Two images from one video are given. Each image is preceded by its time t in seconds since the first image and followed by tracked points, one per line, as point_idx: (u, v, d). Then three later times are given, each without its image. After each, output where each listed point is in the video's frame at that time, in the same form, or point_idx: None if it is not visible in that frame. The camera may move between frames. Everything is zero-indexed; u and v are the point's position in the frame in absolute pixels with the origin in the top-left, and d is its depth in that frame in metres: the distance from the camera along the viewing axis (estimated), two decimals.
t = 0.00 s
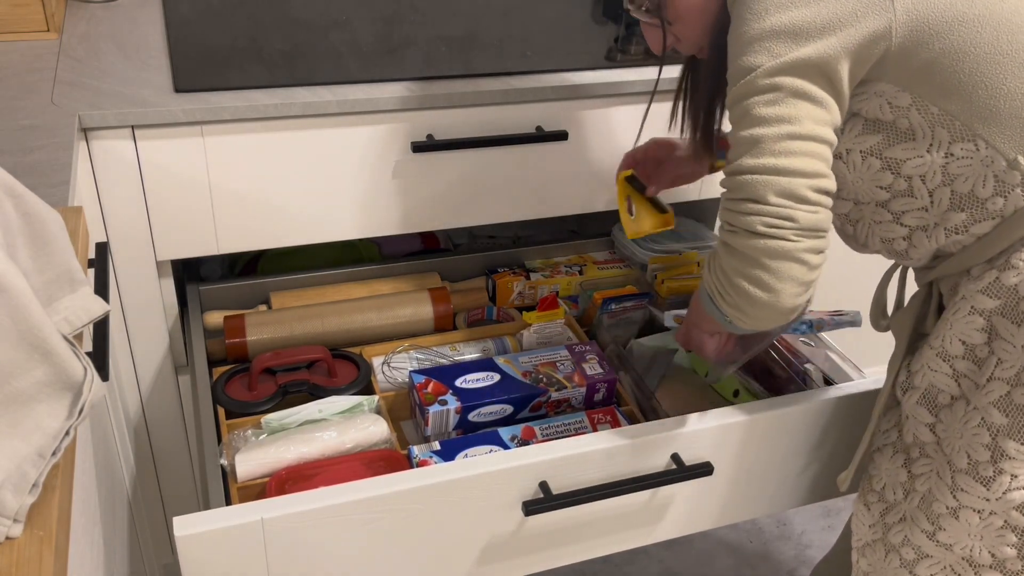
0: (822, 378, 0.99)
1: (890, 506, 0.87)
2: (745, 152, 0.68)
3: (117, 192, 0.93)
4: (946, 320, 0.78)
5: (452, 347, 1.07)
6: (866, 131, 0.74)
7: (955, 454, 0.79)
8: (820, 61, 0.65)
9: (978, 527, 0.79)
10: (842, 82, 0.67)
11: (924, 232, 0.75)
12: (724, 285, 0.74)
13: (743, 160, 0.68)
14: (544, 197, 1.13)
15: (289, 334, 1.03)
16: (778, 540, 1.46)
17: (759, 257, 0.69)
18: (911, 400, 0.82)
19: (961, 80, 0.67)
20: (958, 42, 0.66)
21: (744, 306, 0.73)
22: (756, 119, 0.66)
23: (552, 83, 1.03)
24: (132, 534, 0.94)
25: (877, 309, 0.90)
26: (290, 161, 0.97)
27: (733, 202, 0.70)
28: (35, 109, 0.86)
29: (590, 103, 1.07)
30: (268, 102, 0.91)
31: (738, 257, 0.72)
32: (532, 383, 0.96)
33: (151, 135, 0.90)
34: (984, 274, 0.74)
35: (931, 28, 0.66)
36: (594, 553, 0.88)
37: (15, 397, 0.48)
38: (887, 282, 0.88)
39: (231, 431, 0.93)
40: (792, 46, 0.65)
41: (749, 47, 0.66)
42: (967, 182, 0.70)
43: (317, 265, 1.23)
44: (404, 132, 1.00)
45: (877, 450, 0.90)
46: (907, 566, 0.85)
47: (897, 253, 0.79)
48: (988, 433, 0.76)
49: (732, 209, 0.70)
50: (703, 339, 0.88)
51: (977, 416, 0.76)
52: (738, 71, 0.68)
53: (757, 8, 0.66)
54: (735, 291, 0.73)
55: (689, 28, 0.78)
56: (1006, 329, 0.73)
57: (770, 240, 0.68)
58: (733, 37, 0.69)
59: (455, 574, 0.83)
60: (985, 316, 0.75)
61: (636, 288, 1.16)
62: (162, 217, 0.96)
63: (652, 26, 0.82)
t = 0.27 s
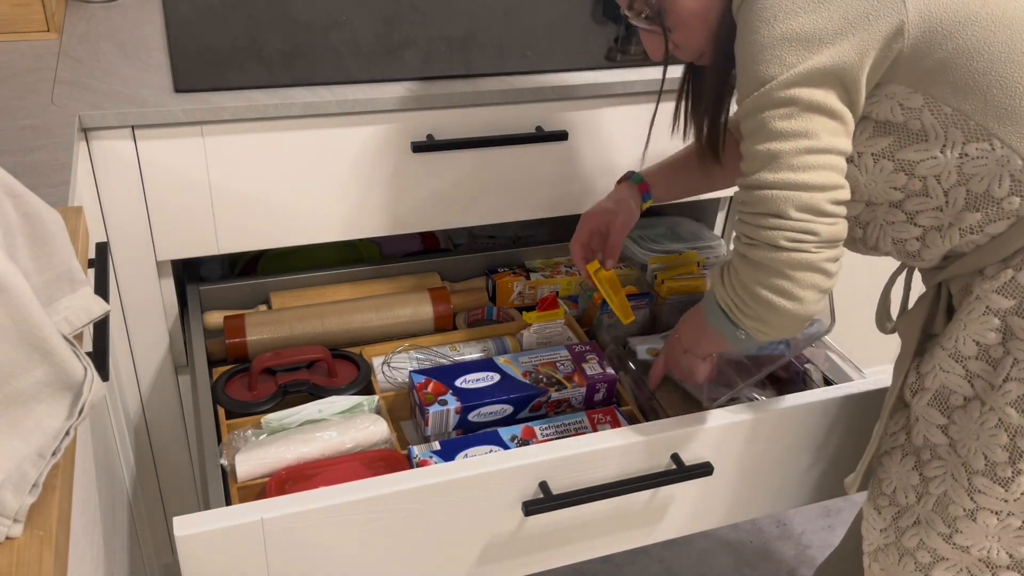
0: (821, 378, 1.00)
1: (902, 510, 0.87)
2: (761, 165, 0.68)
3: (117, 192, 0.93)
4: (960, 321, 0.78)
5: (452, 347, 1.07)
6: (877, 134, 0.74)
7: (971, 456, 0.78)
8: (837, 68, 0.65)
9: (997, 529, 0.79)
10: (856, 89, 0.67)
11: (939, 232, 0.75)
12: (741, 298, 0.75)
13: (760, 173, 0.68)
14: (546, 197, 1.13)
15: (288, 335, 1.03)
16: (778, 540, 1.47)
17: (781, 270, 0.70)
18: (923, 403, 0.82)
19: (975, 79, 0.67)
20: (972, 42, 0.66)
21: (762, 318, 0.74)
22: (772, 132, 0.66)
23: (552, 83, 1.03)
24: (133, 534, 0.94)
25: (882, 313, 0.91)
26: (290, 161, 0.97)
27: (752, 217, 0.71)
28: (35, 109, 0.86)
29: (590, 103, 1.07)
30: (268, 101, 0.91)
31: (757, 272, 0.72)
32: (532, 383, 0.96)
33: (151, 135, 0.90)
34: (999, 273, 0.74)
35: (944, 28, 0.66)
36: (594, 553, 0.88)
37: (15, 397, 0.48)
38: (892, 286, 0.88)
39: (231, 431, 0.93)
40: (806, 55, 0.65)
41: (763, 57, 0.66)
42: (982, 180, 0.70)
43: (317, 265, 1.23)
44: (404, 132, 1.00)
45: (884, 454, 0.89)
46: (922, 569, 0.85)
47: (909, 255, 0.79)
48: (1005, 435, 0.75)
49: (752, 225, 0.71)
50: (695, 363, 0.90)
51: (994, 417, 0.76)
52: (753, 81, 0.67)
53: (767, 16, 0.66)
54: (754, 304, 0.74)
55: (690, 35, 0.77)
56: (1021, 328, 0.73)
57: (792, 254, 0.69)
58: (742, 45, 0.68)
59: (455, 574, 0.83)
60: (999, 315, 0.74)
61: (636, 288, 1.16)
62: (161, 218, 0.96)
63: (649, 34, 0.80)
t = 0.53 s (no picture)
0: (821, 378, 1.00)
1: (908, 514, 0.87)
2: (744, 173, 0.69)
3: (116, 192, 0.93)
4: (963, 325, 0.78)
5: (452, 347, 1.07)
6: (874, 139, 0.73)
7: (977, 459, 0.78)
8: (830, 74, 0.65)
9: (1004, 532, 0.79)
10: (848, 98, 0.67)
11: (938, 237, 0.75)
12: (717, 301, 0.76)
13: (744, 181, 0.68)
14: (545, 198, 1.13)
15: (288, 335, 1.03)
16: (778, 540, 1.47)
17: (755, 279, 0.71)
18: (927, 407, 0.82)
19: (974, 85, 0.67)
20: (972, 47, 0.66)
21: (736, 323, 0.75)
22: (757, 141, 0.67)
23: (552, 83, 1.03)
24: (133, 534, 0.94)
25: (880, 318, 0.91)
26: (290, 161, 0.97)
27: (732, 224, 0.71)
28: (35, 109, 0.86)
29: (590, 103, 1.07)
30: (268, 101, 0.91)
31: (733, 278, 0.73)
32: (532, 383, 0.96)
33: (151, 135, 0.90)
34: (1002, 277, 0.74)
35: (944, 35, 0.65)
36: (594, 553, 0.88)
37: (15, 397, 0.48)
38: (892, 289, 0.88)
39: (231, 431, 0.93)
40: (800, 61, 0.64)
41: (759, 63, 0.65)
42: (982, 185, 0.70)
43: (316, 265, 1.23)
44: (404, 132, 1.00)
45: (887, 457, 0.89)
46: (930, 573, 0.85)
47: (909, 259, 0.79)
48: (1012, 438, 0.75)
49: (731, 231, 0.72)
50: (674, 368, 0.92)
51: (1000, 420, 0.76)
52: (746, 87, 0.67)
53: (763, 21, 0.65)
54: (729, 309, 0.75)
55: (686, 43, 0.77)
56: None
57: (766, 263, 0.70)
58: (737, 50, 0.68)
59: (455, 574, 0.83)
60: (1003, 319, 0.74)
61: (636, 288, 1.16)
62: (161, 218, 0.96)
63: (642, 40, 0.79)
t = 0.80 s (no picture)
0: (821, 377, 1.00)
1: (906, 515, 0.86)
2: (758, 171, 0.69)
3: (117, 192, 0.93)
4: (962, 324, 0.78)
5: (452, 347, 1.07)
6: (875, 137, 0.74)
7: (976, 460, 0.78)
8: (834, 69, 0.64)
9: (1003, 533, 0.79)
10: (852, 92, 0.66)
11: (937, 235, 0.75)
12: (739, 299, 0.76)
13: (758, 179, 0.68)
14: (545, 198, 1.13)
15: (288, 335, 1.03)
16: (778, 540, 1.47)
17: (776, 276, 0.71)
18: (926, 407, 0.82)
19: (974, 83, 0.67)
20: (973, 44, 0.66)
21: (760, 319, 0.75)
22: (769, 137, 0.66)
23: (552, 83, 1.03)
24: (133, 534, 0.94)
25: (879, 320, 0.91)
26: (290, 161, 0.97)
27: (750, 222, 0.71)
28: (35, 109, 0.86)
29: (590, 103, 1.07)
30: (268, 102, 0.91)
31: (755, 275, 0.73)
32: (532, 383, 0.96)
33: (151, 135, 0.90)
34: (1001, 277, 0.74)
35: (945, 32, 0.65)
36: (594, 553, 0.88)
37: (15, 397, 0.48)
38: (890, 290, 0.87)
39: (231, 431, 0.93)
40: (803, 57, 0.64)
41: (762, 59, 0.65)
42: (981, 184, 0.70)
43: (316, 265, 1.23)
44: (403, 132, 1.00)
45: (886, 458, 0.89)
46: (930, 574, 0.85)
47: (909, 258, 0.79)
48: (1011, 438, 0.75)
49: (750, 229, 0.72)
50: (699, 350, 0.92)
51: (999, 420, 0.76)
52: (751, 84, 0.67)
53: (764, 17, 0.65)
54: (752, 306, 0.75)
55: (684, 46, 0.77)
56: None
57: (788, 260, 0.70)
58: (740, 47, 0.68)
59: (455, 574, 0.83)
60: (1002, 319, 0.74)
61: (637, 288, 1.16)
62: (161, 218, 0.96)
63: (639, 42, 0.80)
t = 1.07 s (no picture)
0: (821, 377, 1.00)
1: (911, 518, 0.86)
2: (762, 175, 0.68)
3: (117, 192, 0.93)
4: (966, 326, 0.78)
5: (452, 347, 1.07)
6: (878, 139, 0.73)
7: (982, 462, 0.78)
8: (838, 73, 0.64)
9: (1010, 535, 0.79)
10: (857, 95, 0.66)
11: (941, 237, 0.75)
12: (744, 302, 0.76)
13: (763, 184, 0.68)
14: (545, 199, 1.13)
15: (288, 335, 1.03)
16: (777, 540, 1.47)
17: (781, 280, 0.71)
18: (930, 409, 0.82)
19: (978, 84, 0.67)
20: (977, 45, 0.66)
21: (764, 322, 0.75)
22: (774, 142, 0.66)
23: (552, 83, 1.03)
24: (133, 534, 0.94)
25: (881, 321, 0.91)
26: (290, 161, 0.97)
27: (754, 227, 0.71)
28: (35, 109, 0.86)
29: (590, 103, 1.07)
30: (268, 101, 0.91)
31: (760, 279, 0.73)
32: (532, 383, 0.96)
33: (151, 135, 0.90)
34: (1005, 278, 0.74)
35: (948, 33, 0.66)
36: (594, 553, 0.88)
37: (15, 397, 0.48)
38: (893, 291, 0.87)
39: (231, 431, 0.93)
40: (807, 61, 0.64)
41: (767, 62, 0.65)
42: (986, 186, 0.70)
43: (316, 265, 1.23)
44: (403, 132, 1.00)
45: (889, 460, 0.89)
46: None
47: (912, 260, 0.79)
48: (1017, 439, 0.75)
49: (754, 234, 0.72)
50: (701, 350, 0.92)
51: (1005, 422, 0.76)
52: (755, 88, 0.67)
53: (767, 20, 0.65)
54: (757, 310, 0.75)
55: (683, 50, 0.77)
56: None
57: (793, 264, 0.70)
58: (743, 50, 0.67)
59: (454, 574, 0.83)
60: (1007, 321, 0.74)
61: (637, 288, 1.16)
62: (161, 218, 0.96)
63: (638, 46, 0.79)
